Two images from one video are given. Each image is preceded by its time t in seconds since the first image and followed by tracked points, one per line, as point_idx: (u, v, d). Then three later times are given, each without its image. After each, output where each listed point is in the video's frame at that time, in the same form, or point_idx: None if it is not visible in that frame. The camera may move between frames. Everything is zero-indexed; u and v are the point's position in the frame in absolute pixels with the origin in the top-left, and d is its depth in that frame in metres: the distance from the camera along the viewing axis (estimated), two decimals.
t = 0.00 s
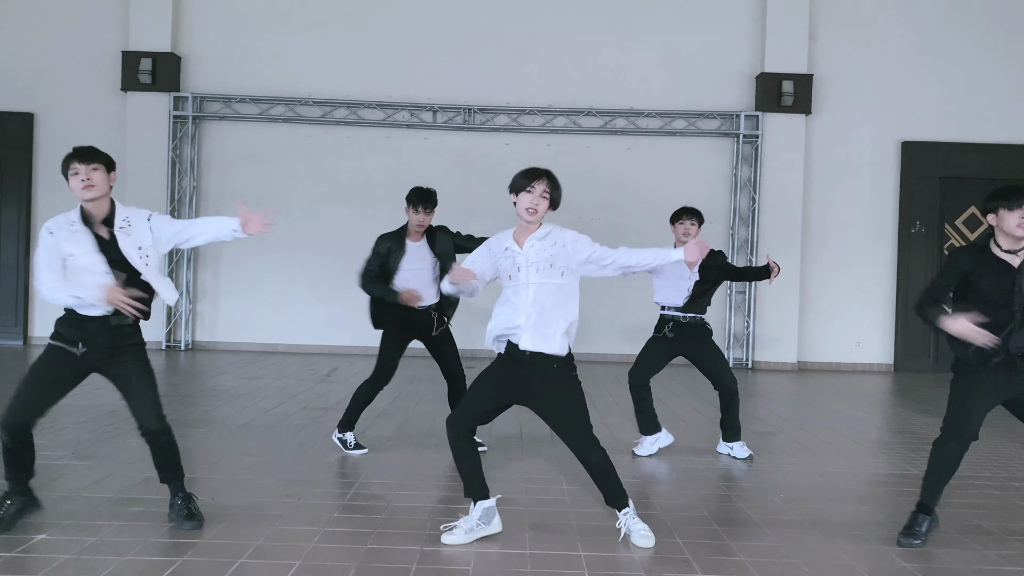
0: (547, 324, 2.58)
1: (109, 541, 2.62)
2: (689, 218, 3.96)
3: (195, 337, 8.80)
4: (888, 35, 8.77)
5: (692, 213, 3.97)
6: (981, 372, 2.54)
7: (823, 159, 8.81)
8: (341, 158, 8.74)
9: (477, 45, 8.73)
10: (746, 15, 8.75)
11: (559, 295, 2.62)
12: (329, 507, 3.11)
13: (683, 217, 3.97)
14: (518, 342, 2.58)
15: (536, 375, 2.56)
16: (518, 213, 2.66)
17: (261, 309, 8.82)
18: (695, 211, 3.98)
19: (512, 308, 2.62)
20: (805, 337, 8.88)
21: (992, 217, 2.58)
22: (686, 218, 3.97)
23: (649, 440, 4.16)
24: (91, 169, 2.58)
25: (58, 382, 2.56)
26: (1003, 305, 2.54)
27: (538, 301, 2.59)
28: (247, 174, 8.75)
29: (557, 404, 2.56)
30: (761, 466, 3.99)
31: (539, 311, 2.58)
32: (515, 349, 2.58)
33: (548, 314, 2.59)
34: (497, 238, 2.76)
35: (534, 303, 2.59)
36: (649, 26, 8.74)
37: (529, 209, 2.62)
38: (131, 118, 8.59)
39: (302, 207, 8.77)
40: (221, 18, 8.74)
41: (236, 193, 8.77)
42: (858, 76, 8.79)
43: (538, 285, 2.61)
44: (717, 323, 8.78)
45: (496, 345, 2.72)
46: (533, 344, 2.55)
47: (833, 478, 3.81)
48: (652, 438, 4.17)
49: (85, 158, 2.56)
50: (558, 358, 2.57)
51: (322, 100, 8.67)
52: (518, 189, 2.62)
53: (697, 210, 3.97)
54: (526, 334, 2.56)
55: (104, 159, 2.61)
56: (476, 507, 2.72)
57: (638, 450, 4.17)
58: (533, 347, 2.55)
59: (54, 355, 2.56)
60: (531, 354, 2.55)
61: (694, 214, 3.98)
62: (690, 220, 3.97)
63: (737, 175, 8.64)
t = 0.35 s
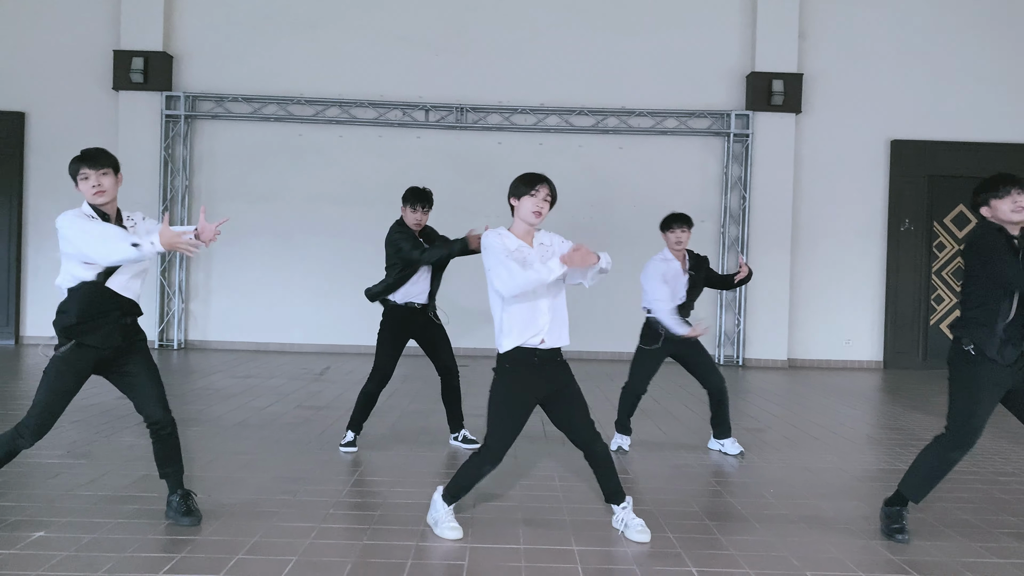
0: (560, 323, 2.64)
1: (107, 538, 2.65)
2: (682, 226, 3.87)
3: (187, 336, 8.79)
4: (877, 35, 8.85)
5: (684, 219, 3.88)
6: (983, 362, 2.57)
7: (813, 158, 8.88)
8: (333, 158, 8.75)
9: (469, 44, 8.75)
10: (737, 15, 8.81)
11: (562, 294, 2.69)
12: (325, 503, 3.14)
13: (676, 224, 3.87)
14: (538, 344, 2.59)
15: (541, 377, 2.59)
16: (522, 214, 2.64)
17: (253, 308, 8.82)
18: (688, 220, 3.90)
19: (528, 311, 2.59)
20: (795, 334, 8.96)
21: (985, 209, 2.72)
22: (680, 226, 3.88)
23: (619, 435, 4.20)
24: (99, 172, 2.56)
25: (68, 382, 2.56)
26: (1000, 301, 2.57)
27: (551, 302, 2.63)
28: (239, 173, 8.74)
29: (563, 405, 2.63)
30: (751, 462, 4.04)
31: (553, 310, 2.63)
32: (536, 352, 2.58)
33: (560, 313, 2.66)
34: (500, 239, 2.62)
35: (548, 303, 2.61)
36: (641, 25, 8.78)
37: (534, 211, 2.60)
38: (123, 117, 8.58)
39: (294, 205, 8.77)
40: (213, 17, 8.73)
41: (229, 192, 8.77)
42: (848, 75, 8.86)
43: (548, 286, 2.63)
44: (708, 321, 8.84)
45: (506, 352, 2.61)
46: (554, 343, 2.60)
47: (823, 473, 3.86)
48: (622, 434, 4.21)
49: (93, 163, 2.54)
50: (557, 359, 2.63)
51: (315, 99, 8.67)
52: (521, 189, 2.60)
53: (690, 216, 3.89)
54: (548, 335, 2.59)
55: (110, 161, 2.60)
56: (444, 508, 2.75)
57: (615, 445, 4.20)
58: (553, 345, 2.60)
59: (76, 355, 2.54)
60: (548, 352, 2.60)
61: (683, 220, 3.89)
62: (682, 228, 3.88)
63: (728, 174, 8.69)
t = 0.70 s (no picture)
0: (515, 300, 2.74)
1: (107, 532, 2.69)
2: (645, 197, 4.03)
3: (184, 334, 8.80)
4: (870, 33, 8.90)
5: (649, 190, 4.04)
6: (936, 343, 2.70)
7: (806, 156, 8.93)
8: (329, 156, 8.76)
9: (465, 42, 8.77)
10: (731, 13, 8.85)
11: (521, 271, 2.80)
12: (323, 498, 3.18)
13: (640, 194, 4.03)
14: (491, 317, 2.68)
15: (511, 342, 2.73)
16: (487, 185, 2.77)
17: (249, 306, 8.84)
18: (652, 190, 4.05)
19: (482, 283, 2.71)
20: (789, 331, 9.02)
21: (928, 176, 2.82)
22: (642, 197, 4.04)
23: (614, 432, 4.20)
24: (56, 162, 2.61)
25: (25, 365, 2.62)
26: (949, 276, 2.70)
27: (508, 277, 2.73)
28: (235, 170, 8.75)
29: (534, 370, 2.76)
30: (743, 457, 4.09)
31: (510, 285, 2.73)
32: (488, 324, 2.68)
33: (517, 289, 2.76)
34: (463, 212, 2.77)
35: (504, 278, 2.72)
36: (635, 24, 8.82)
37: (497, 178, 2.74)
38: (118, 115, 8.58)
39: (290, 203, 8.78)
40: (208, 15, 8.73)
41: (224, 190, 8.77)
42: (841, 73, 8.92)
43: (506, 262, 2.74)
44: (703, 318, 8.89)
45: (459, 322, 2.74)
46: (507, 317, 2.69)
47: (814, 467, 3.91)
48: (616, 430, 4.20)
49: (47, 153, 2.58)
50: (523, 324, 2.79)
51: (310, 97, 8.68)
52: (487, 160, 2.76)
53: (653, 187, 4.04)
54: (501, 309, 2.68)
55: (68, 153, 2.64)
56: (460, 503, 2.81)
57: (611, 441, 4.21)
58: (506, 320, 2.69)
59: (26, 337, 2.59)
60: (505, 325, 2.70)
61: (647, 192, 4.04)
62: (644, 199, 4.04)
63: (722, 171, 8.74)
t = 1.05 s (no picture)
0: (497, 283, 2.84)
1: (113, 523, 2.72)
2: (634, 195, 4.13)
3: (185, 329, 8.84)
4: (869, 30, 8.92)
5: (636, 188, 4.14)
6: (925, 331, 2.77)
7: (806, 152, 8.95)
8: (329, 151, 8.79)
9: (464, 38, 8.79)
10: (730, 10, 8.86)
11: (502, 255, 2.89)
12: (325, 490, 3.22)
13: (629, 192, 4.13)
14: (476, 300, 2.75)
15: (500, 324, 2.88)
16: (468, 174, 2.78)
17: (249, 301, 8.87)
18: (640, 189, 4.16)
19: (468, 266, 2.76)
20: (788, 326, 9.06)
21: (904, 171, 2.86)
22: (629, 197, 4.14)
23: (613, 425, 4.26)
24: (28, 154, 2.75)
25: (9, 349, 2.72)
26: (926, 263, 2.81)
27: (491, 259, 2.82)
28: (235, 166, 8.77)
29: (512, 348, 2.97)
30: (741, 451, 4.13)
31: (493, 268, 2.82)
32: (472, 307, 2.75)
33: (499, 272, 2.86)
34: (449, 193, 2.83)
35: (488, 261, 2.80)
36: (635, 20, 8.83)
37: (477, 171, 2.77)
38: (119, 111, 8.60)
39: (291, 199, 8.81)
40: (209, 11, 8.74)
41: (225, 186, 8.79)
42: (841, 69, 8.93)
43: (489, 244, 2.83)
44: (702, 313, 8.92)
45: (442, 303, 2.78)
46: (491, 299, 2.79)
47: (811, 461, 3.95)
48: (615, 423, 4.26)
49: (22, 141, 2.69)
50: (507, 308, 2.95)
51: (311, 93, 8.69)
52: (470, 152, 2.76)
53: (641, 185, 4.14)
54: (485, 291, 2.77)
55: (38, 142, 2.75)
56: (460, 494, 2.85)
57: (610, 435, 4.26)
58: (490, 301, 2.79)
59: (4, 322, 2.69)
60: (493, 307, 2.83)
61: (635, 191, 4.14)
62: (631, 199, 4.14)
63: (722, 167, 8.77)
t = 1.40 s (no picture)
0: (498, 276, 2.88)
1: (121, 514, 2.76)
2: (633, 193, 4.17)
3: (189, 325, 8.88)
4: (873, 25, 8.90)
5: (635, 186, 4.17)
6: (925, 325, 2.80)
7: (808, 148, 8.96)
8: (333, 148, 8.81)
9: (467, 34, 8.80)
10: (733, 5, 8.86)
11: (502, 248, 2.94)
12: (331, 483, 3.25)
13: (628, 190, 4.17)
14: (479, 292, 2.79)
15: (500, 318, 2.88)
16: (468, 167, 2.82)
17: (254, 297, 8.91)
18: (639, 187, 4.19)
19: (470, 257, 2.81)
20: (791, 322, 9.07)
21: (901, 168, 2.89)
22: (630, 195, 4.18)
23: (615, 419, 4.29)
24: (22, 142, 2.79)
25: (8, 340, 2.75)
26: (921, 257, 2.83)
27: (492, 251, 2.86)
28: (239, 162, 8.80)
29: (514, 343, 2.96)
30: (743, 445, 4.15)
31: (494, 260, 2.86)
32: (475, 300, 2.78)
33: (500, 265, 2.91)
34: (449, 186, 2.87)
35: (489, 252, 2.85)
36: (638, 16, 8.84)
37: (477, 164, 2.81)
38: (124, 107, 8.64)
39: (295, 194, 8.84)
40: (212, 7, 8.77)
41: (230, 182, 8.83)
42: (844, 65, 8.92)
43: (490, 237, 2.87)
44: (705, 309, 8.94)
45: (444, 295, 2.82)
46: (493, 291, 2.83)
47: (813, 455, 3.97)
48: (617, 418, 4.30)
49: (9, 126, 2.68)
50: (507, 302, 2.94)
51: (315, 89, 8.72)
52: (467, 147, 2.81)
53: (640, 182, 4.17)
54: (487, 283, 2.81)
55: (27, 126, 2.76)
56: (464, 487, 2.87)
57: (613, 429, 4.29)
58: (493, 294, 2.83)
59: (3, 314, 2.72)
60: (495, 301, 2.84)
61: (638, 189, 4.17)
62: (633, 197, 4.19)
63: (725, 163, 8.78)
